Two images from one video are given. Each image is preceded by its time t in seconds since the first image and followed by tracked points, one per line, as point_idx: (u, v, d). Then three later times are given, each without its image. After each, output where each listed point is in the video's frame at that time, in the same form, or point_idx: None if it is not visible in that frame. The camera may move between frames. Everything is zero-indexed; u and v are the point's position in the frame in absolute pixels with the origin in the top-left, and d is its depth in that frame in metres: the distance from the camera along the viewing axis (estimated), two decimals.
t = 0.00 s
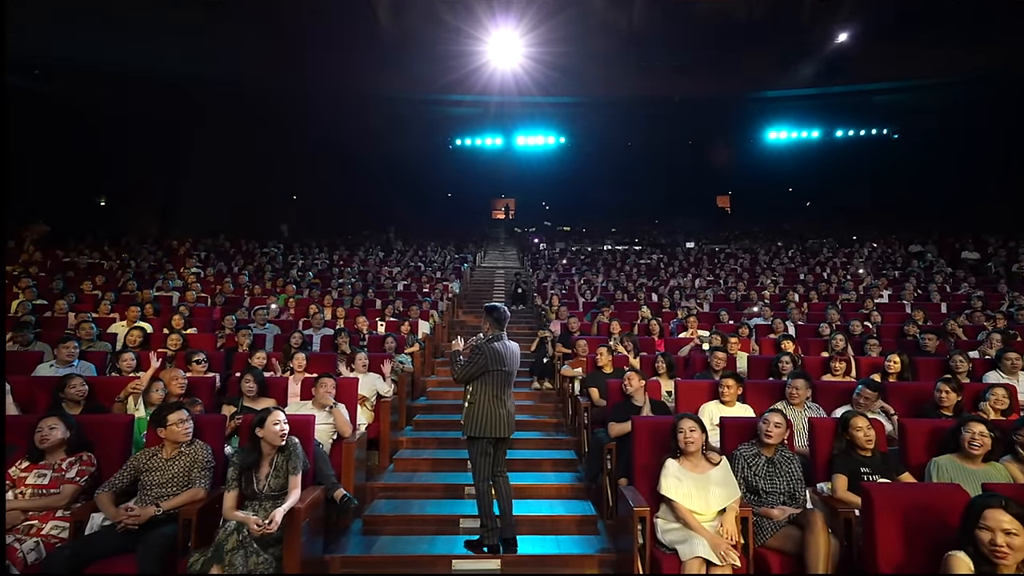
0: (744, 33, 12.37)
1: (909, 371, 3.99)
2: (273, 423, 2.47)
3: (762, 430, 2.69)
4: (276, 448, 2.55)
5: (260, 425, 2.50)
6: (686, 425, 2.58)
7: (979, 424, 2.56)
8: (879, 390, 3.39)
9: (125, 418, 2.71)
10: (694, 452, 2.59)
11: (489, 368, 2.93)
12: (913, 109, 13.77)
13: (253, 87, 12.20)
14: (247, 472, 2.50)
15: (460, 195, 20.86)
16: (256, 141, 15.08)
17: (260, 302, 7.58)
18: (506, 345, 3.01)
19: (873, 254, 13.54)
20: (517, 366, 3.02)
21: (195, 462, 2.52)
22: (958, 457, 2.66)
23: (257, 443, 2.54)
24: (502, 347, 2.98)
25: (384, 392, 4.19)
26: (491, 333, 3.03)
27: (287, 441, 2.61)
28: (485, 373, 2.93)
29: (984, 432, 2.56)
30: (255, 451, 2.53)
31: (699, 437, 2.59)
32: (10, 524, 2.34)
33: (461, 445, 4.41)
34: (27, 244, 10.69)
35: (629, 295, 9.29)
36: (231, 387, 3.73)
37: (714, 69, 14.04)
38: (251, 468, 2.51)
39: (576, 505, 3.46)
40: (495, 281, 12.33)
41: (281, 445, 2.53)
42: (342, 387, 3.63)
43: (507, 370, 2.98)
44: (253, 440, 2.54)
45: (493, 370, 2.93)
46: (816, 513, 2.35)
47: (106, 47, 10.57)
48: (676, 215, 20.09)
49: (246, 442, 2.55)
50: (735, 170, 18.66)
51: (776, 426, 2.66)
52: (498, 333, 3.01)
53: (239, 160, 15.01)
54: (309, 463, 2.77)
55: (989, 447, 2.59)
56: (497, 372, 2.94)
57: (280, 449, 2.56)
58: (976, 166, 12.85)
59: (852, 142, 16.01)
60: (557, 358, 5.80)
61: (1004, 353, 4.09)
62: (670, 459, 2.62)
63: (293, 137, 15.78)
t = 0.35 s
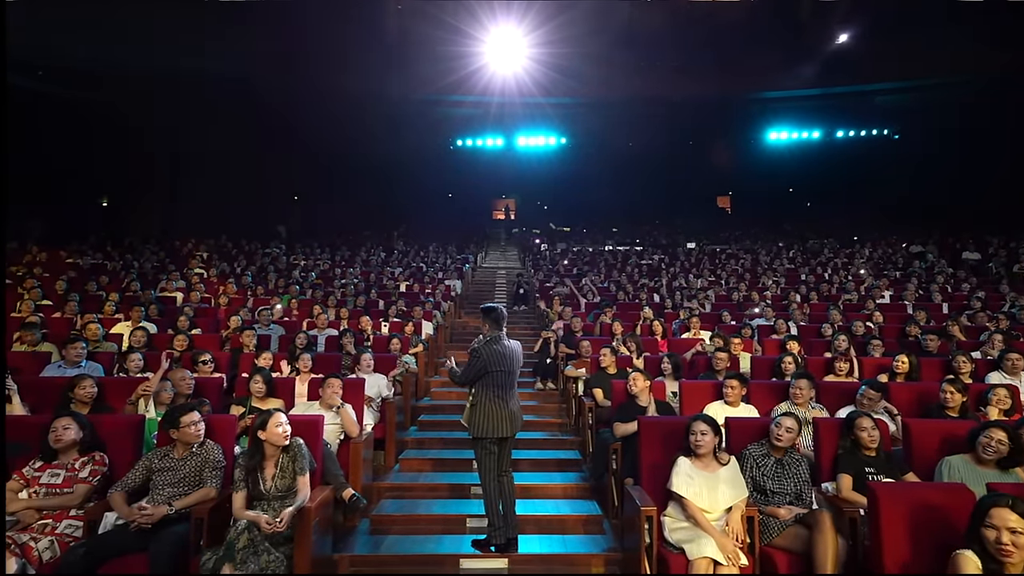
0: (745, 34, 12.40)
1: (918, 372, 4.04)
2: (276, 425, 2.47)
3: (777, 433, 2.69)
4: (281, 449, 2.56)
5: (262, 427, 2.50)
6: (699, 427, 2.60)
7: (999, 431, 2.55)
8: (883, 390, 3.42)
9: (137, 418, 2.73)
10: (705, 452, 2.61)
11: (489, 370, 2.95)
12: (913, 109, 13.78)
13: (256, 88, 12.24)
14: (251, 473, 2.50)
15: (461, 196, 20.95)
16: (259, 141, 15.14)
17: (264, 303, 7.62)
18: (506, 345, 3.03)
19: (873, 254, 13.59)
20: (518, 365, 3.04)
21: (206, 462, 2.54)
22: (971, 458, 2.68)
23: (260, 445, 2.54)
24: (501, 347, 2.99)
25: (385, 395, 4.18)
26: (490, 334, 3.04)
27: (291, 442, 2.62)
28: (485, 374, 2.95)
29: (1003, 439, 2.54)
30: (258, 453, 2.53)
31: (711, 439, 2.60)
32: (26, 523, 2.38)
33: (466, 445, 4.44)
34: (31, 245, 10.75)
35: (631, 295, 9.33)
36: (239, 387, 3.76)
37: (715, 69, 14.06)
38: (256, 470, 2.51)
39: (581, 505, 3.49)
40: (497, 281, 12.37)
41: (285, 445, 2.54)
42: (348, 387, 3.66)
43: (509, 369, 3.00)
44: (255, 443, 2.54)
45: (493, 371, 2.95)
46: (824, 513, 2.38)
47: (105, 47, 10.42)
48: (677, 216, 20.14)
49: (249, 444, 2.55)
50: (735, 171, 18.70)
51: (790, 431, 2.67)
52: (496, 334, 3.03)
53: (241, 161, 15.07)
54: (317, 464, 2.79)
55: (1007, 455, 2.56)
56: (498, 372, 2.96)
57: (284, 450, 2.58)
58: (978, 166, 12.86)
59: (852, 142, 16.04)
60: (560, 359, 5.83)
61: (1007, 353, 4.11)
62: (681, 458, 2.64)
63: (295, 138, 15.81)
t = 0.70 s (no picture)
0: (747, 34, 12.40)
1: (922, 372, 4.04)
2: (275, 426, 2.47)
3: (775, 430, 2.72)
4: (283, 449, 2.56)
5: (262, 429, 2.49)
6: (704, 426, 2.63)
7: (993, 425, 2.59)
8: (887, 390, 3.44)
9: (146, 418, 2.75)
10: (710, 451, 2.63)
11: (491, 371, 2.95)
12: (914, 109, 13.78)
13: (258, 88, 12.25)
14: (255, 474, 2.52)
15: (461, 196, 21.16)
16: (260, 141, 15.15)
17: (267, 302, 7.64)
18: (506, 344, 3.04)
19: (874, 254, 13.61)
20: (520, 361, 3.04)
21: (215, 462, 2.55)
22: (972, 456, 2.70)
23: (260, 446, 2.54)
24: (501, 347, 3.00)
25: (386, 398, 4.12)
26: (487, 336, 3.05)
27: (293, 442, 2.61)
28: (489, 376, 2.94)
29: (998, 433, 2.59)
30: (259, 453, 2.53)
31: (716, 439, 2.63)
32: (37, 521, 2.41)
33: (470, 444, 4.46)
34: (33, 245, 10.77)
35: (633, 295, 9.35)
36: (244, 387, 3.76)
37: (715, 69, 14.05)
38: (259, 470, 2.52)
39: (587, 504, 3.51)
40: (498, 281, 12.40)
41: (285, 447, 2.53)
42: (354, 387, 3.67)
43: (513, 367, 3.00)
44: (255, 444, 2.53)
45: (497, 372, 2.95)
46: (830, 511, 2.39)
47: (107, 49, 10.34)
48: (677, 216, 20.18)
49: (250, 446, 2.55)
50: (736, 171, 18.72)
51: (786, 425, 2.70)
52: (493, 335, 3.04)
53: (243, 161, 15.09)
54: (324, 464, 2.81)
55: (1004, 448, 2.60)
56: (502, 372, 2.96)
57: (287, 450, 2.58)
58: (979, 167, 12.88)
59: (853, 142, 16.04)
60: (564, 359, 5.83)
61: (1009, 353, 4.12)
62: (687, 457, 2.67)
63: (296, 138, 15.81)
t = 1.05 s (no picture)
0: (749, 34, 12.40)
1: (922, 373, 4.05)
2: (280, 429, 2.46)
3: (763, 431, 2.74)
4: (286, 451, 2.56)
5: (266, 430, 2.49)
6: (698, 426, 2.64)
7: (975, 424, 2.64)
8: (890, 390, 3.43)
9: (149, 419, 2.75)
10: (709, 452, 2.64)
11: (494, 373, 2.95)
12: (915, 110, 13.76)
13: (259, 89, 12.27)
14: (257, 476, 2.50)
15: (462, 196, 21.19)
16: (261, 142, 15.16)
17: (268, 303, 7.64)
18: (501, 345, 3.08)
19: (875, 254, 13.62)
20: (517, 361, 3.08)
21: (219, 463, 2.55)
22: (961, 457, 2.72)
23: (263, 448, 2.53)
24: (498, 348, 3.04)
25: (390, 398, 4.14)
26: (482, 341, 3.08)
27: (297, 444, 2.62)
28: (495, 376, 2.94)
29: (981, 431, 2.63)
30: (262, 456, 2.52)
31: (713, 438, 2.64)
32: (40, 523, 2.39)
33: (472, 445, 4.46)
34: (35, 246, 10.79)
35: (634, 295, 9.36)
36: (247, 388, 3.76)
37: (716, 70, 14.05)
38: (261, 472, 2.51)
39: (589, 504, 3.51)
40: (499, 281, 12.41)
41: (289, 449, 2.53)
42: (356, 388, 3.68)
43: (512, 367, 3.04)
44: (258, 446, 2.52)
45: (500, 372, 2.97)
46: (832, 511, 2.38)
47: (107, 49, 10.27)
48: (678, 216, 20.21)
49: (253, 447, 2.54)
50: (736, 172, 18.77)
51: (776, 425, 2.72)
52: (487, 337, 3.09)
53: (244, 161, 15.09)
54: (326, 465, 2.80)
55: (988, 445, 2.65)
56: (503, 372, 2.98)
57: (290, 452, 2.58)
58: (980, 167, 12.88)
59: (853, 142, 16.04)
60: (565, 359, 5.84)
61: (1011, 353, 4.12)
62: (685, 460, 2.67)
63: (297, 138, 15.82)
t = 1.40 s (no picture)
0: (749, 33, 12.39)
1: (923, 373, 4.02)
2: (289, 425, 2.45)
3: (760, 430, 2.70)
4: (292, 449, 2.53)
5: (274, 426, 2.47)
6: (694, 426, 2.62)
7: (963, 424, 2.63)
8: (893, 390, 3.40)
9: (145, 420, 2.74)
10: (707, 454, 2.62)
11: (492, 372, 2.93)
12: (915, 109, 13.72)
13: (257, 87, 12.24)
14: (261, 474, 2.46)
15: (462, 196, 21.15)
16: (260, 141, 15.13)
17: (267, 302, 7.61)
18: (503, 343, 3.06)
19: (876, 254, 13.59)
20: (517, 361, 3.04)
21: (216, 463, 2.53)
22: (954, 458, 2.70)
23: (271, 445, 2.51)
24: (500, 347, 3.01)
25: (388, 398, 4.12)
26: (482, 337, 3.04)
27: (302, 442, 2.59)
28: (494, 375, 2.93)
29: (969, 430, 2.62)
30: (270, 453, 2.50)
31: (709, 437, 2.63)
32: (35, 524, 2.35)
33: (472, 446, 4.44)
34: (34, 245, 10.77)
35: (634, 294, 9.34)
36: (245, 388, 3.73)
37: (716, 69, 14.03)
38: (267, 470, 2.49)
39: (589, 505, 3.47)
40: (499, 281, 12.38)
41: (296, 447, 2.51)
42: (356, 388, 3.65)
43: (512, 366, 3.01)
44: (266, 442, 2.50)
45: (497, 371, 2.94)
46: (835, 512, 2.36)
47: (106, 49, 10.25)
48: (678, 216, 20.20)
49: (259, 444, 2.51)
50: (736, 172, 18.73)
51: (774, 425, 2.69)
52: (490, 335, 3.04)
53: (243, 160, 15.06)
54: (326, 465, 2.77)
55: (979, 444, 2.63)
56: (500, 371, 2.94)
57: (295, 450, 2.56)
58: (980, 167, 12.85)
59: (853, 141, 15.99)
60: (565, 359, 5.81)
61: (1015, 353, 4.09)
62: (681, 462, 2.65)
63: (297, 138, 15.80)
